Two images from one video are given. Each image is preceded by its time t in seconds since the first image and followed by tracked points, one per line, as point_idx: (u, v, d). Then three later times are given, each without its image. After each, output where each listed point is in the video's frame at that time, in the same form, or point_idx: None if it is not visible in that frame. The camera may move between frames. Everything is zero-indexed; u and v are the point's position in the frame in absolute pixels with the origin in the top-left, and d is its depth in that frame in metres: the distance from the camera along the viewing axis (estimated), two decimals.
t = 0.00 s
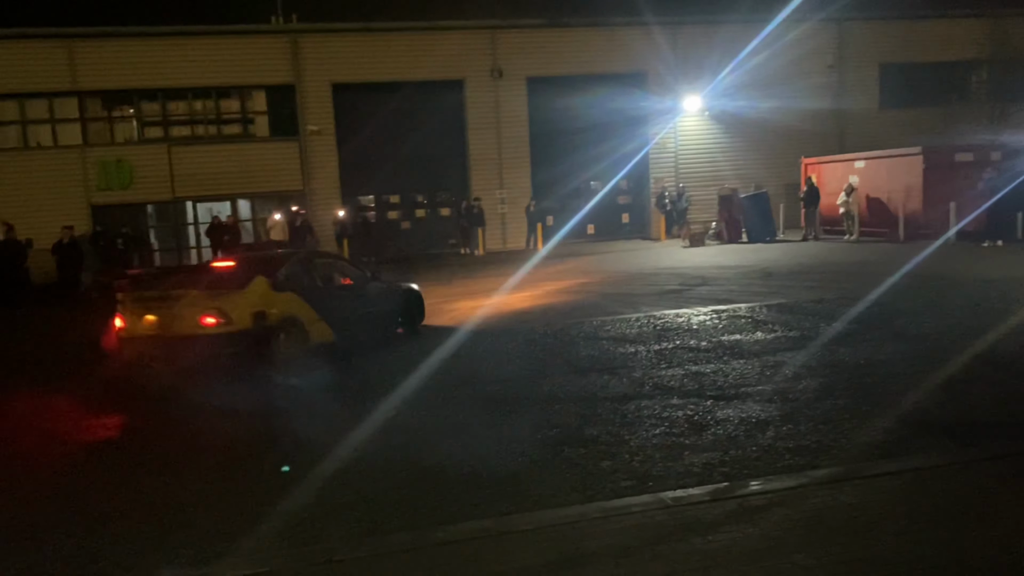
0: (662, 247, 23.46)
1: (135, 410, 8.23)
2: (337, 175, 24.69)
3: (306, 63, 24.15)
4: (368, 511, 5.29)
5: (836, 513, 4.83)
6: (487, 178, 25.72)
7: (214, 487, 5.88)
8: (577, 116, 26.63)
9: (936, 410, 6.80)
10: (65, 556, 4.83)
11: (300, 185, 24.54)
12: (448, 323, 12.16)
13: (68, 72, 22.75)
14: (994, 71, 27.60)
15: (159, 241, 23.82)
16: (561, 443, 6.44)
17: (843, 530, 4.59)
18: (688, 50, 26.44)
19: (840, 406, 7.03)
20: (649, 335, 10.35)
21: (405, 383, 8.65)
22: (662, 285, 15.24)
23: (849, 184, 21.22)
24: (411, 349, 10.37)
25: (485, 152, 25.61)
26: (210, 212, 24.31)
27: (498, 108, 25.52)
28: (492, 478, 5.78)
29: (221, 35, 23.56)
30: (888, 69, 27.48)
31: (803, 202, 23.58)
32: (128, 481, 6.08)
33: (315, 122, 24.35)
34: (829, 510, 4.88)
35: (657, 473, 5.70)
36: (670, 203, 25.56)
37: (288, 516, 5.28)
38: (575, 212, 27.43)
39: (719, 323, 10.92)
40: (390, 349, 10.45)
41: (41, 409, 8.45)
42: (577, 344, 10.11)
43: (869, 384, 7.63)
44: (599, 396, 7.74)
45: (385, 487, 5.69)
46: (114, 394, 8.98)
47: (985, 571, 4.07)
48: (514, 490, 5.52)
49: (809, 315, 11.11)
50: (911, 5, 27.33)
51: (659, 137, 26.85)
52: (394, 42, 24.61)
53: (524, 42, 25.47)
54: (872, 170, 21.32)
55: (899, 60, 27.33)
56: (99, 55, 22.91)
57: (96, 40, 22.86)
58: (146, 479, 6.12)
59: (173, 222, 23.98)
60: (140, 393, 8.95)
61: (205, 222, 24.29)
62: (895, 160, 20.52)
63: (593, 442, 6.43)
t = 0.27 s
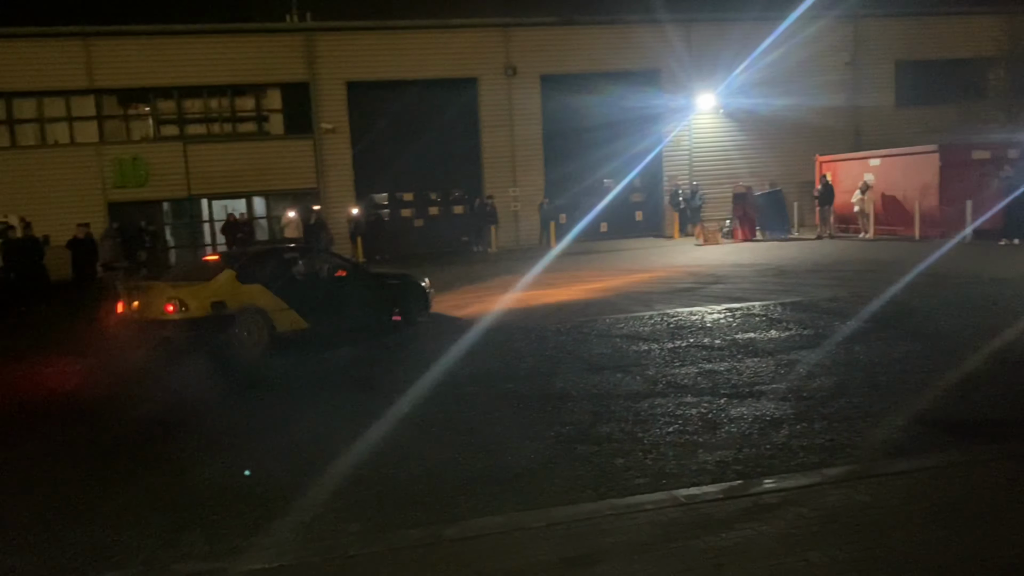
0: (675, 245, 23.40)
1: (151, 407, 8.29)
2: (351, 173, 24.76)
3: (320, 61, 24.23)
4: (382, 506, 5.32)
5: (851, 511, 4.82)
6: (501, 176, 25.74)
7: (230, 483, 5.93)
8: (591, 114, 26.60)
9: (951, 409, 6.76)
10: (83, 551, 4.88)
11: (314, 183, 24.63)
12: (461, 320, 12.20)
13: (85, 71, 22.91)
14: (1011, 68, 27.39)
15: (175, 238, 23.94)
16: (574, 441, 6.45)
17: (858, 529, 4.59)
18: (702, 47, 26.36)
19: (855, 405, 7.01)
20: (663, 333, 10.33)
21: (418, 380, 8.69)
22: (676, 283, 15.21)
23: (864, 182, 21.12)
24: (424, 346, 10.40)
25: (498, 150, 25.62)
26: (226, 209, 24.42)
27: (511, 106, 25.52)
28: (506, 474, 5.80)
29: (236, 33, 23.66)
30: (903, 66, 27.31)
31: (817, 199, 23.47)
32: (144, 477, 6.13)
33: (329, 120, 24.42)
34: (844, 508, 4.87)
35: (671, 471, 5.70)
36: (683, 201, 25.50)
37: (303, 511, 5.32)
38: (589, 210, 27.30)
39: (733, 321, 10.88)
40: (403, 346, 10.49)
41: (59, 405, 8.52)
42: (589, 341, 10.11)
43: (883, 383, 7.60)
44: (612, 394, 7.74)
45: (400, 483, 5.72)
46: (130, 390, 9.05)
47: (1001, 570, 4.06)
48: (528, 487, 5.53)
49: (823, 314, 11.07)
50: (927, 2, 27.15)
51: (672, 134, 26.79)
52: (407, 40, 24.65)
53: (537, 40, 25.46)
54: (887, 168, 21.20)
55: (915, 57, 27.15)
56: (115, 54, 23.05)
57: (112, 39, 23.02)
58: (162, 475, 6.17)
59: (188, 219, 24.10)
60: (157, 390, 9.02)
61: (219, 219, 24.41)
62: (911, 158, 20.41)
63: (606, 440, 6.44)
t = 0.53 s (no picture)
0: (682, 245, 23.37)
1: (157, 405, 8.30)
2: (357, 173, 24.77)
3: (326, 61, 24.25)
4: (388, 505, 5.33)
5: (859, 512, 4.80)
6: (507, 176, 25.73)
7: (235, 482, 5.93)
8: (597, 114, 26.58)
9: (960, 409, 6.71)
10: (90, 548, 4.89)
11: (320, 183, 24.64)
12: (466, 320, 12.18)
13: (92, 70, 22.96)
14: (1019, 67, 27.28)
15: (181, 238, 23.99)
16: (580, 441, 6.45)
17: (866, 529, 4.56)
18: (709, 47, 26.31)
19: (861, 406, 6.97)
20: (669, 333, 10.30)
21: (423, 379, 8.67)
22: (682, 283, 15.18)
23: (871, 181, 21.08)
24: (430, 345, 10.40)
25: (504, 149, 25.61)
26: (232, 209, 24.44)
27: (517, 106, 25.50)
28: (513, 474, 5.79)
29: (242, 33, 23.70)
30: (911, 65, 27.22)
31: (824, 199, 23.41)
32: (150, 476, 6.14)
33: (335, 119, 24.44)
34: (852, 509, 4.84)
35: (678, 471, 5.68)
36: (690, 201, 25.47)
37: (309, 510, 5.32)
38: (596, 211, 27.32)
39: (740, 321, 10.85)
40: (408, 345, 10.48)
41: (66, 403, 8.54)
42: (595, 341, 10.10)
43: (891, 383, 7.56)
44: (618, 393, 7.72)
45: (406, 482, 5.71)
46: (136, 389, 9.06)
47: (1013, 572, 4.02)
48: (536, 486, 5.52)
49: (830, 314, 11.03)
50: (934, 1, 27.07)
51: (679, 134, 26.77)
52: (413, 40, 24.64)
53: (543, 40, 25.43)
54: (894, 168, 21.16)
55: (923, 56, 27.06)
56: (122, 53, 23.10)
57: (119, 39, 23.07)
58: (168, 474, 6.16)
59: (195, 219, 24.15)
60: (163, 388, 9.03)
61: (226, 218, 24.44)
62: (918, 158, 20.37)
63: (612, 439, 6.42)
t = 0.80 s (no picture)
0: (681, 247, 23.38)
1: (156, 406, 8.30)
2: (356, 174, 24.77)
3: (326, 62, 24.25)
4: (388, 506, 5.32)
5: (860, 513, 4.80)
6: (506, 177, 25.74)
7: (235, 482, 5.93)
8: (596, 115, 26.58)
9: (960, 411, 6.72)
10: (89, 549, 4.89)
11: (319, 184, 24.64)
12: (466, 321, 12.18)
13: (91, 71, 22.96)
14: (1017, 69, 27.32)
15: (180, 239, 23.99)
16: (580, 442, 6.44)
17: (866, 530, 4.57)
18: (707, 48, 26.32)
19: (861, 407, 6.98)
20: (669, 334, 10.31)
21: (422, 380, 8.67)
22: (681, 284, 15.19)
23: (870, 183, 21.10)
24: (429, 346, 10.40)
25: (503, 151, 25.62)
26: (231, 210, 24.45)
27: (517, 108, 25.52)
28: (513, 475, 5.78)
29: (241, 33, 23.69)
30: (909, 67, 27.26)
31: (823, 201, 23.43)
32: (149, 477, 6.14)
33: (334, 121, 24.44)
34: (853, 510, 4.84)
35: (678, 472, 5.68)
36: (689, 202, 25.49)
37: (309, 511, 5.31)
38: (595, 212, 27.27)
39: (739, 323, 10.86)
40: (407, 346, 10.48)
41: (65, 404, 8.54)
42: (595, 342, 10.10)
43: (891, 385, 7.57)
44: (618, 394, 7.72)
45: (406, 483, 5.71)
46: (135, 390, 9.06)
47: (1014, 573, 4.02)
48: (536, 487, 5.52)
49: (829, 315, 11.04)
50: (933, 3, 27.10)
51: (678, 136, 26.78)
52: (412, 41, 24.64)
53: (542, 41, 25.45)
54: (894, 169, 21.16)
55: (921, 58, 27.09)
56: (121, 54, 23.10)
57: (118, 39, 23.06)
58: (169, 475, 6.16)
59: (193, 219, 24.16)
60: (162, 389, 9.04)
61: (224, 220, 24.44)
62: (917, 160, 20.38)
63: (611, 440, 6.42)
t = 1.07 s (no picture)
0: (671, 250, 23.45)
1: (147, 409, 8.28)
2: (347, 178, 24.76)
3: (317, 65, 24.24)
4: (380, 509, 5.33)
5: (849, 515, 4.84)
6: (497, 181, 25.76)
7: (228, 486, 5.92)
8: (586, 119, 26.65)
9: (950, 414, 6.76)
10: (81, 553, 4.88)
11: (310, 187, 24.62)
12: (457, 324, 12.19)
13: (81, 74, 22.89)
14: (1005, 75, 27.50)
15: (170, 242, 23.93)
16: (572, 444, 6.47)
17: (857, 532, 4.60)
18: (697, 53, 26.42)
19: (851, 410, 7.02)
20: (660, 337, 10.34)
21: (415, 383, 8.68)
22: (672, 288, 15.23)
23: (859, 188, 21.21)
24: (421, 349, 10.41)
25: (494, 154, 25.64)
26: (221, 213, 24.40)
27: (508, 112, 25.55)
28: (505, 478, 5.80)
29: (232, 37, 23.67)
30: (898, 71, 27.40)
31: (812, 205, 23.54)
32: (141, 481, 6.12)
33: (325, 124, 24.42)
34: (843, 512, 4.88)
35: (670, 475, 5.70)
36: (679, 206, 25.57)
37: (302, 514, 5.32)
38: (586, 216, 27.36)
39: (729, 326, 10.90)
40: (399, 350, 10.47)
41: (56, 408, 8.52)
42: (586, 345, 10.13)
43: (881, 388, 7.61)
44: (609, 397, 7.75)
45: (398, 486, 5.72)
46: (126, 393, 9.04)
47: None
48: (528, 490, 5.54)
49: (819, 319, 11.09)
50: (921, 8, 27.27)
51: (668, 140, 26.88)
52: (404, 45, 24.66)
53: (533, 46, 25.50)
54: (883, 174, 21.25)
55: (910, 63, 27.25)
56: (112, 57, 23.03)
57: (108, 42, 23.00)
58: (161, 479, 6.15)
59: (184, 223, 24.10)
60: (154, 392, 9.03)
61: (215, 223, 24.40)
62: (906, 164, 20.48)
63: (603, 443, 6.45)
